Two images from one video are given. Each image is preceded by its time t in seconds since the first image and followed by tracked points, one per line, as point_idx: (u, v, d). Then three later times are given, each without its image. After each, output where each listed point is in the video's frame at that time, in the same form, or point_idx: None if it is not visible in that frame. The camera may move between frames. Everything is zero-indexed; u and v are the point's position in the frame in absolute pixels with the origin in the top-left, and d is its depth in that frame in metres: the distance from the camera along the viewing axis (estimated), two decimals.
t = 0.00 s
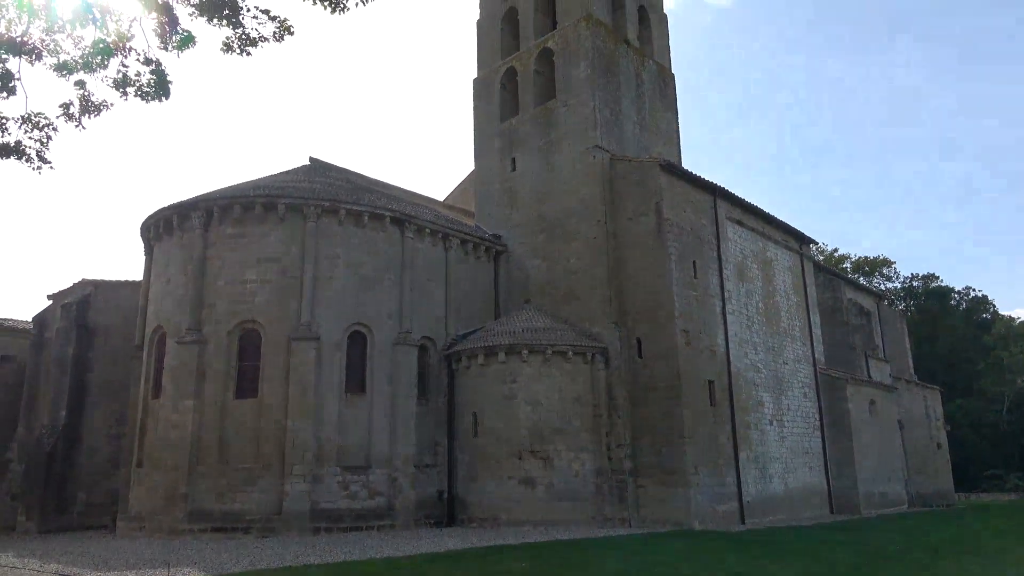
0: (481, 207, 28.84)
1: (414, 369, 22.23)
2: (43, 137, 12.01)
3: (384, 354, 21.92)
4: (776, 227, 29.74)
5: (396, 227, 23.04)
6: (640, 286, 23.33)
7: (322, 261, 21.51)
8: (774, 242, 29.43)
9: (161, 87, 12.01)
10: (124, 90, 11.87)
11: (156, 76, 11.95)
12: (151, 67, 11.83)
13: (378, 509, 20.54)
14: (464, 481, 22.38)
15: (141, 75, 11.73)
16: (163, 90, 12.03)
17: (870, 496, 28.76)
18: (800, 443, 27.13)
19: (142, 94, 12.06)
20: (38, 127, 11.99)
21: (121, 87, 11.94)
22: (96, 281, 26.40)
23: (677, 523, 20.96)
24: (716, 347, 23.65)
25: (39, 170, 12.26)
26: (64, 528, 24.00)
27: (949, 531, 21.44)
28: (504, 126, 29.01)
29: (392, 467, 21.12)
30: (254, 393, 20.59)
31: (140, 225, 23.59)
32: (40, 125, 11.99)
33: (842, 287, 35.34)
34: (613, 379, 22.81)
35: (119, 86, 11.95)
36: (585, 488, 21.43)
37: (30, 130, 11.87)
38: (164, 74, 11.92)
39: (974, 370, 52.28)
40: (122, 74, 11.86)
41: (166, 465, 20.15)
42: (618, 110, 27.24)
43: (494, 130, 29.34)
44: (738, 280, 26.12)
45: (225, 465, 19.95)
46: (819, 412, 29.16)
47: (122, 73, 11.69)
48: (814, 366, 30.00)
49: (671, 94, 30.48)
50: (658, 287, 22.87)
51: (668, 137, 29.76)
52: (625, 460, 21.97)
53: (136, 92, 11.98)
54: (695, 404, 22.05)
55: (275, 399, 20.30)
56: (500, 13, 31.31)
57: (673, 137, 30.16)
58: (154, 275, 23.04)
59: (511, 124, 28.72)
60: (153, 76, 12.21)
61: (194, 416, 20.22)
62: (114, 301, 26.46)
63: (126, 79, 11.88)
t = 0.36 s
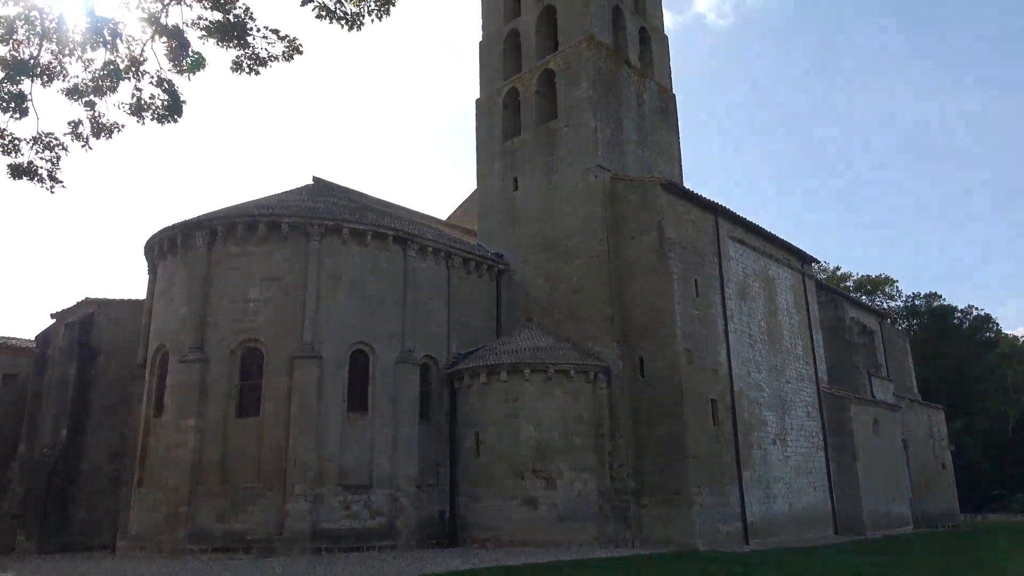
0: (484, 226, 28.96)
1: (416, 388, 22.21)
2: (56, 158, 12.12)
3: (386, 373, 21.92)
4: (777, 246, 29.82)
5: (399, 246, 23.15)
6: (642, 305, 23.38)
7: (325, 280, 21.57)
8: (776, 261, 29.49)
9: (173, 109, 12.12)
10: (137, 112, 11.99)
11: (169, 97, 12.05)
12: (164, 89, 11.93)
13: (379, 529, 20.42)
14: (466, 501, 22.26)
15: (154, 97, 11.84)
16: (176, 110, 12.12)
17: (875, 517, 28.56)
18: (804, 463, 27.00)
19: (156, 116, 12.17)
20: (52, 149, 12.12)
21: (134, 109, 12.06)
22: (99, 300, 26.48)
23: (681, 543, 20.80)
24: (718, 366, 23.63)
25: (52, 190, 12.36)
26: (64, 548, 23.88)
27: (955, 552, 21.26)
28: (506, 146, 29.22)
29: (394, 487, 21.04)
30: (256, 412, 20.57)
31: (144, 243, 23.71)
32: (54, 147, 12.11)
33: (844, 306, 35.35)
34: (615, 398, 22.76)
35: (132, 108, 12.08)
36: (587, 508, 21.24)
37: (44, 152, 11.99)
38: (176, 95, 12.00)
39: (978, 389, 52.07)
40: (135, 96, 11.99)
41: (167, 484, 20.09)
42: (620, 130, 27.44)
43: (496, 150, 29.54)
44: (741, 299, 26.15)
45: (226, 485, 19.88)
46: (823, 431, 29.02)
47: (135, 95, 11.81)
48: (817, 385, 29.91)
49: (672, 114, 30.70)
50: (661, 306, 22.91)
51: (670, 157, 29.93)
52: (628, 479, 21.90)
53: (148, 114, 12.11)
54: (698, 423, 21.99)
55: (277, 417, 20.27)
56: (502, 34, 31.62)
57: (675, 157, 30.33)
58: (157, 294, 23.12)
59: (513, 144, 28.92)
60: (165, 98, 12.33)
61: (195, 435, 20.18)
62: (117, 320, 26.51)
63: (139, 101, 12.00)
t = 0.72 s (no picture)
0: (485, 244, 29.04)
1: (416, 406, 22.13)
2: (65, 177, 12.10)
3: (387, 391, 21.88)
4: (778, 265, 29.84)
5: (400, 264, 23.19)
6: (644, 324, 23.36)
7: (326, 298, 21.58)
8: (777, 279, 29.50)
9: (182, 127, 12.14)
10: (148, 130, 11.99)
11: (180, 115, 12.06)
12: (174, 106, 11.93)
13: (379, 548, 20.26)
14: (467, 520, 22.10)
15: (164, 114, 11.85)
16: (187, 128, 12.12)
17: (879, 538, 28.33)
18: (807, 483, 26.85)
19: (166, 134, 12.17)
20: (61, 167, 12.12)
21: (145, 127, 12.07)
22: (100, 317, 26.49)
23: (683, 564, 20.63)
24: (720, 385, 23.56)
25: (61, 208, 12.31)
26: (61, 567, 23.70)
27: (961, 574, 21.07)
28: (508, 165, 29.36)
29: (394, 506, 20.91)
30: (256, 430, 20.49)
31: (146, 260, 23.77)
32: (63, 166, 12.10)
33: (845, 325, 35.31)
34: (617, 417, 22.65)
35: (142, 127, 12.10)
36: (588, 528, 20.96)
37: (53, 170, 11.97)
38: (187, 112, 12.00)
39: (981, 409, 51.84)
40: (145, 114, 12.01)
41: (166, 503, 19.98)
42: (621, 149, 27.58)
43: (498, 169, 29.68)
44: (742, 318, 26.13)
45: (226, 503, 19.76)
46: (825, 451, 28.88)
47: (144, 113, 11.84)
48: (819, 405, 29.79)
49: (673, 134, 30.87)
50: (662, 325, 22.90)
51: (671, 176, 30.04)
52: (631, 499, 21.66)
53: (158, 132, 12.13)
54: (700, 442, 21.89)
55: (277, 435, 20.18)
56: (504, 54, 31.85)
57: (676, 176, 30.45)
58: (159, 311, 23.14)
59: (514, 163, 29.06)
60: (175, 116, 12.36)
61: (195, 453, 20.09)
62: (117, 337, 26.49)
63: (149, 119, 12.01)
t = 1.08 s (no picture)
0: (486, 262, 29.16)
1: (417, 423, 22.12)
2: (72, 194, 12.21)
3: (388, 408, 21.89)
4: (779, 282, 29.92)
5: (401, 281, 23.27)
6: (644, 341, 23.41)
7: (328, 315, 21.64)
8: (777, 296, 29.55)
9: (187, 147, 12.29)
10: (154, 150, 12.14)
11: (185, 135, 12.22)
12: (180, 127, 12.09)
13: (379, 566, 20.16)
14: (467, 538, 22.02)
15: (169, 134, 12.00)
16: (193, 147, 12.27)
17: (882, 556, 28.17)
18: (809, 501, 26.75)
19: (171, 154, 12.32)
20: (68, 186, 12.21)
21: (151, 147, 12.22)
22: (102, 334, 26.56)
23: None
24: (721, 402, 23.54)
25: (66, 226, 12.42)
26: None
27: None
28: (508, 183, 29.54)
29: (395, 524, 20.84)
30: (256, 447, 20.48)
31: (148, 278, 23.86)
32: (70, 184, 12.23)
33: (846, 342, 35.33)
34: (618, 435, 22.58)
35: (147, 147, 12.24)
36: (589, 546, 20.79)
37: (60, 188, 12.08)
38: (193, 132, 12.17)
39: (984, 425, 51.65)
40: (151, 134, 12.16)
41: (166, 520, 19.93)
42: (621, 167, 27.76)
43: (498, 187, 29.87)
44: (743, 334, 26.16)
45: (225, 521, 19.70)
46: (827, 468, 28.79)
47: (150, 133, 11.99)
48: (821, 422, 29.74)
49: (673, 152, 31.07)
50: (663, 342, 22.96)
51: (671, 193, 30.19)
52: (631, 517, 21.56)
53: (164, 151, 12.27)
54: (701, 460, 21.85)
55: (277, 452, 20.15)
56: (505, 73, 32.12)
57: (676, 193, 30.61)
58: (161, 328, 23.21)
59: (515, 181, 29.24)
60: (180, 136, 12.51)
61: (195, 470, 20.07)
62: (119, 354, 26.54)
63: (155, 139, 12.17)
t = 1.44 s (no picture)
0: (487, 280, 29.22)
1: (417, 441, 22.04)
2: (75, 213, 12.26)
3: (388, 426, 21.83)
4: (779, 299, 29.94)
5: (402, 299, 23.30)
6: (646, 358, 23.39)
7: (328, 332, 21.63)
8: (778, 313, 29.55)
9: (190, 166, 12.38)
10: (157, 169, 12.23)
11: (188, 154, 12.31)
12: (184, 146, 12.19)
13: None
14: (467, 558, 21.81)
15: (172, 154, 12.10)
16: (195, 166, 12.36)
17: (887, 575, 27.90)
18: (812, 519, 26.55)
19: (175, 173, 12.40)
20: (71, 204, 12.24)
21: (154, 167, 12.30)
22: (102, 353, 26.56)
23: None
24: (723, 419, 23.44)
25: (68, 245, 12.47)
26: None
27: None
28: (508, 201, 29.67)
29: (395, 543, 20.68)
30: (256, 465, 20.40)
31: (149, 297, 23.90)
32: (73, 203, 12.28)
33: (848, 359, 35.27)
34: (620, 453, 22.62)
35: (150, 166, 12.33)
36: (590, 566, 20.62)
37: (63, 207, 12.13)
38: (196, 152, 12.26)
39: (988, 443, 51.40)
40: (154, 153, 12.26)
41: (165, 540, 19.81)
42: (620, 185, 27.88)
43: (498, 205, 30.00)
44: (744, 351, 26.13)
45: (224, 540, 19.56)
46: (830, 487, 28.62)
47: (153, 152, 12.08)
48: (823, 439, 29.62)
49: (672, 170, 31.21)
50: (663, 359, 22.94)
51: (671, 211, 30.28)
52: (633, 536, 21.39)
53: (167, 170, 12.35)
54: (703, 478, 21.72)
55: (277, 471, 20.05)
56: (505, 93, 32.37)
57: (676, 211, 30.69)
58: (161, 346, 23.20)
59: (515, 199, 29.36)
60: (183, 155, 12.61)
61: (194, 488, 19.96)
62: (119, 372, 26.53)
63: (158, 158, 12.26)
